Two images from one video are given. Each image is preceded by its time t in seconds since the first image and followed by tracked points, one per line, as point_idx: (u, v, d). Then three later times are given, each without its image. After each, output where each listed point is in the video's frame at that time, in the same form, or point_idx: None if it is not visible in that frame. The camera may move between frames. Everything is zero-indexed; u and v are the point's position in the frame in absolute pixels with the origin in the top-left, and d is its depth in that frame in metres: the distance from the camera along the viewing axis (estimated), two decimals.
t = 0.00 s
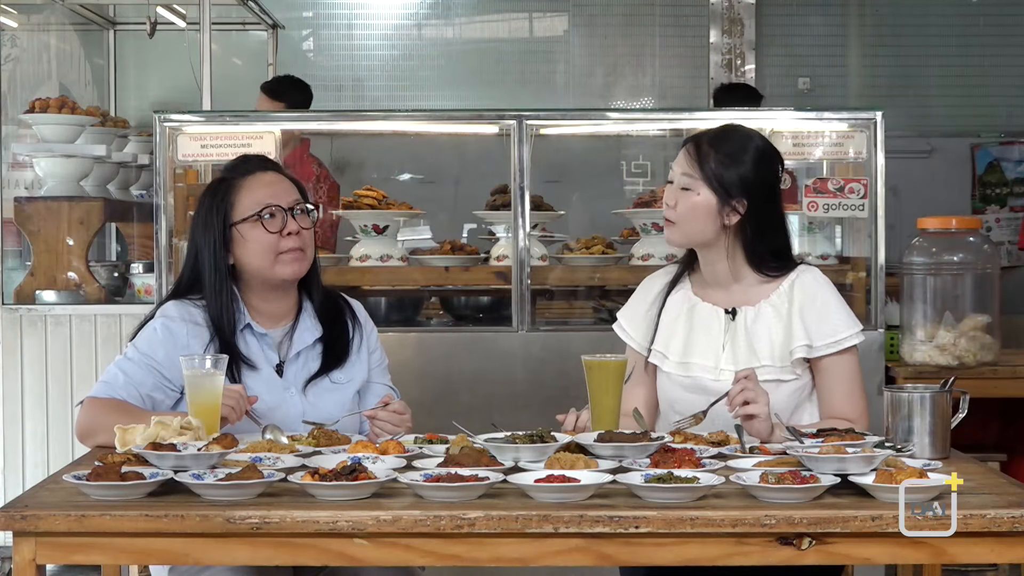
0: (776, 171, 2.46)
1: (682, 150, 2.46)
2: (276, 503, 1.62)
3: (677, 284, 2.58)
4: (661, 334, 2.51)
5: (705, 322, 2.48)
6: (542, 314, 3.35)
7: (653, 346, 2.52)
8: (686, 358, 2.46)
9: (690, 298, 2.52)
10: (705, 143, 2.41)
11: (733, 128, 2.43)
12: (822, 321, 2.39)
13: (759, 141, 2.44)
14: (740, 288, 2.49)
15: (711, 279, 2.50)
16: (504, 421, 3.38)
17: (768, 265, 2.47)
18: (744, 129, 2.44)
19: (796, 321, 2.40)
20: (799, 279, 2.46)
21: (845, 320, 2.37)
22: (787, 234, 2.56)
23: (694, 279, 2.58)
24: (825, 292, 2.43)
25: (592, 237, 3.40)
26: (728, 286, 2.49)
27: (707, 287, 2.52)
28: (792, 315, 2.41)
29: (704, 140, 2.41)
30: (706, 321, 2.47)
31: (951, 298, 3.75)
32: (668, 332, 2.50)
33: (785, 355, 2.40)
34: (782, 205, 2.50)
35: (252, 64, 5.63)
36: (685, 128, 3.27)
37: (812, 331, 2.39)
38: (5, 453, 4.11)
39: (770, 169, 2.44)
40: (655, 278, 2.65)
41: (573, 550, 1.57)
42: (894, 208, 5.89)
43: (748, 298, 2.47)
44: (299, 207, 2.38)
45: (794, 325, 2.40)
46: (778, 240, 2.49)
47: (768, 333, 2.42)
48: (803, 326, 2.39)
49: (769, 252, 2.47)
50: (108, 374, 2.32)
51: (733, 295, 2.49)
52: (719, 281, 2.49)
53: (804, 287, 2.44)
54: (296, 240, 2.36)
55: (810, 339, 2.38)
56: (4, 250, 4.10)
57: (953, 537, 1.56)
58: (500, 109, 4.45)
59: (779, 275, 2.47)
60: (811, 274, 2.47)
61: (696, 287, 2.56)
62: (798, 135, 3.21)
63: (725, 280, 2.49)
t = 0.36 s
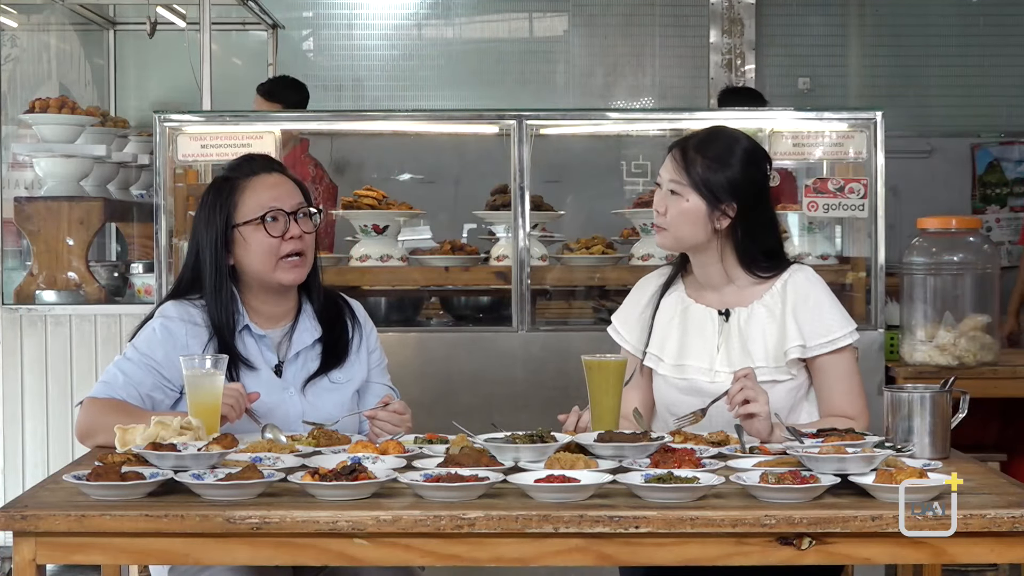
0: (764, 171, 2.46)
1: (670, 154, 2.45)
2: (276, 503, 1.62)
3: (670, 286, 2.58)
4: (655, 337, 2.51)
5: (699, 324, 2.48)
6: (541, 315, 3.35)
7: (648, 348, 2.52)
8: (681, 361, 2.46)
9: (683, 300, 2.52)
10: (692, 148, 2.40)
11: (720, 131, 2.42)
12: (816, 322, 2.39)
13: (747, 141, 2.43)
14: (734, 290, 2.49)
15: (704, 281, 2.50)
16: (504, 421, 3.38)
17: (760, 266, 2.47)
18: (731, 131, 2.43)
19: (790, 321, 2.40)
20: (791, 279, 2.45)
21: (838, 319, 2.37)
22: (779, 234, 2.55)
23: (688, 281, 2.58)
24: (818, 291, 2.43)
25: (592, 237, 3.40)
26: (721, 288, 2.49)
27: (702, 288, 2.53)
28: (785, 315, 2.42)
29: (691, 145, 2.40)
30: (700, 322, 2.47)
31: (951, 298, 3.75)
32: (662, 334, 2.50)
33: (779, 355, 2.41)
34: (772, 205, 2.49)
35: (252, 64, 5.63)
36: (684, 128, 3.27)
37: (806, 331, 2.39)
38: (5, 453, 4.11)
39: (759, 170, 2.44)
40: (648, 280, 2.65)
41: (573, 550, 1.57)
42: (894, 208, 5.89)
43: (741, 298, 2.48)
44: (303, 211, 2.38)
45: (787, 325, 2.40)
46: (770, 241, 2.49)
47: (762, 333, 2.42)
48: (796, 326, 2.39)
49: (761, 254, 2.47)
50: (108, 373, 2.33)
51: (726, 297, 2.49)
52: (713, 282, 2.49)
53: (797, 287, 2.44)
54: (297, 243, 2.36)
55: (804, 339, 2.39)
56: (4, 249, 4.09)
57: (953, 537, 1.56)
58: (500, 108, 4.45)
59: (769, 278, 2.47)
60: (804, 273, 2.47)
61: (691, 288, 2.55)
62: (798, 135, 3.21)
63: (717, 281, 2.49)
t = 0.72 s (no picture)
0: (765, 182, 2.44)
1: (671, 158, 2.45)
2: (276, 503, 1.62)
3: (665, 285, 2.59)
4: (648, 334, 2.52)
5: (691, 322, 2.48)
6: (541, 315, 3.35)
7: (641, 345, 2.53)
8: (673, 358, 2.46)
9: (677, 297, 2.53)
10: (692, 153, 2.40)
11: (723, 139, 2.42)
12: (805, 324, 2.38)
13: (750, 152, 2.42)
14: (725, 289, 2.49)
15: (696, 279, 2.51)
16: (504, 421, 3.38)
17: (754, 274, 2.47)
18: (734, 140, 2.43)
19: (780, 322, 2.40)
20: (783, 280, 2.45)
21: (828, 322, 2.37)
22: (778, 243, 2.54)
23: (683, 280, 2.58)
24: (808, 293, 2.42)
25: (591, 237, 3.40)
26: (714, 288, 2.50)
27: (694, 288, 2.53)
28: (776, 315, 2.42)
29: (691, 150, 2.40)
30: (692, 320, 2.47)
31: (951, 298, 3.75)
32: (655, 332, 2.51)
33: (769, 356, 2.41)
34: (770, 215, 2.48)
35: (252, 64, 5.64)
36: (684, 128, 3.26)
37: (795, 332, 2.39)
38: (5, 452, 4.11)
39: (759, 181, 2.43)
40: (644, 278, 2.65)
41: (573, 550, 1.57)
42: (894, 208, 5.89)
43: (732, 300, 2.48)
44: (306, 213, 2.39)
45: (777, 326, 2.40)
46: (765, 251, 2.48)
47: (752, 333, 2.42)
48: (786, 328, 2.39)
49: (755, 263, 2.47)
50: (108, 373, 2.33)
51: (717, 298, 2.50)
52: (704, 283, 2.50)
53: (789, 288, 2.44)
54: (298, 245, 2.36)
55: (793, 341, 2.39)
56: (4, 249, 4.08)
57: (953, 537, 1.56)
58: (500, 109, 4.46)
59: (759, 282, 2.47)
60: (796, 275, 2.47)
61: (685, 288, 2.56)
62: (798, 135, 3.21)
63: (709, 282, 2.49)
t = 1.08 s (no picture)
0: (762, 194, 2.42)
1: (668, 169, 2.43)
2: (276, 503, 1.62)
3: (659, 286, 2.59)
4: (641, 337, 2.52)
5: (684, 325, 2.49)
6: (541, 315, 3.35)
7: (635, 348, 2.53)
8: (666, 361, 2.48)
9: (670, 301, 2.53)
10: (689, 171, 2.37)
11: (720, 152, 2.37)
12: (798, 328, 2.38)
13: (743, 170, 2.38)
14: (720, 294, 2.50)
15: (694, 283, 2.52)
16: (504, 421, 3.38)
17: (751, 280, 2.48)
18: (731, 153, 2.37)
19: (773, 326, 2.39)
20: (777, 284, 2.45)
21: (820, 327, 2.36)
22: (778, 242, 2.53)
23: (677, 287, 2.57)
24: (802, 296, 2.42)
25: (591, 237, 3.39)
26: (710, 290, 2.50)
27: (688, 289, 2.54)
28: (769, 318, 2.41)
29: (687, 167, 2.37)
30: (685, 323, 2.48)
31: (951, 298, 3.75)
32: (648, 335, 2.52)
33: (761, 360, 2.41)
34: (769, 223, 2.46)
35: (252, 64, 5.64)
36: (684, 128, 3.26)
37: (788, 336, 2.38)
38: (5, 453, 4.11)
39: (755, 196, 2.40)
40: (633, 282, 2.64)
41: (573, 550, 1.57)
42: (894, 208, 5.88)
43: (726, 302, 2.49)
44: (306, 213, 2.39)
45: (770, 329, 2.40)
46: (764, 257, 2.48)
47: (745, 336, 2.43)
48: (779, 331, 2.39)
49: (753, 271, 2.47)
50: (108, 373, 2.33)
51: (715, 298, 2.50)
52: (700, 284, 2.50)
53: (783, 291, 2.43)
54: (299, 246, 2.36)
55: (786, 345, 2.38)
56: (4, 249, 4.08)
57: (953, 537, 1.56)
58: (500, 108, 4.46)
59: (753, 286, 2.47)
60: (789, 277, 2.46)
61: (679, 292, 2.56)
62: (798, 135, 3.22)
63: (707, 283, 2.50)
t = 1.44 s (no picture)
0: (760, 188, 2.43)
1: (665, 166, 2.44)
2: (276, 503, 1.62)
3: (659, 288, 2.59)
4: (643, 339, 2.52)
5: (686, 326, 2.49)
6: (541, 315, 3.35)
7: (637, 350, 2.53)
8: (668, 363, 2.47)
9: (671, 302, 2.53)
10: (687, 164, 2.39)
11: (717, 147, 2.39)
12: (801, 327, 2.38)
13: (741, 163, 2.40)
14: (721, 293, 2.50)
15: (695, 283, 2.51)
16: (504, 421, 3.38)
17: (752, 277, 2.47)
18: (728, 148, 2.40)
19: (776, 324, 2.39)
20: (779, 282, 2.46)
21: (824, 325, 2.37)
22: (775, 242, 2.54)
23: (678, 287, 2.58)
24: (804, 295, 2.42)
25: (591, 237, 3.38)
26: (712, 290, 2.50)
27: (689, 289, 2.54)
28: (771, 318, 2.42)
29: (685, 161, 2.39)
30: (688, 324, 2.48)
31: (951, 298, 3.75)
32: (650, 336, 2.52)
33: (764, 360, 2.41)
34: (767, 219, 2.47)
35: (252, 64, 5.63)
36: (684, 128, 3.26)
37: (791, 335, 2.39)
38: (5, 452, 4.11)
39: (754, 190, 2.41)
40: (635, 284, 2.65)
41: (573, 550, 1.57)
42: (894, 208, 5.88)
43: (728, 302, 2.49)
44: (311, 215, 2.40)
45: (773, 328, 2.40)
46: (763, 254, 2.48)
47: (748, 336, 2.43)
48: (781, 330, 2.39)
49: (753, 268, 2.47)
50: (109, 374, 2.33)
51: (717, 299, 2.50)
52: (701, 284, 2.50)
53: (785, 290, 2.44)
54: (307, 247, 2.38)
55: (789, 344, 2.38)
56: (4, 249, 4.08)
57: (953, 537, 1.56)
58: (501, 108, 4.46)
59: (756, 284, 2.47)
60: (791, 276, 2.47)
61: (680, 293, 2.56)
62: (798, 135, 3.22)
63: (709, 283, 2.49)
